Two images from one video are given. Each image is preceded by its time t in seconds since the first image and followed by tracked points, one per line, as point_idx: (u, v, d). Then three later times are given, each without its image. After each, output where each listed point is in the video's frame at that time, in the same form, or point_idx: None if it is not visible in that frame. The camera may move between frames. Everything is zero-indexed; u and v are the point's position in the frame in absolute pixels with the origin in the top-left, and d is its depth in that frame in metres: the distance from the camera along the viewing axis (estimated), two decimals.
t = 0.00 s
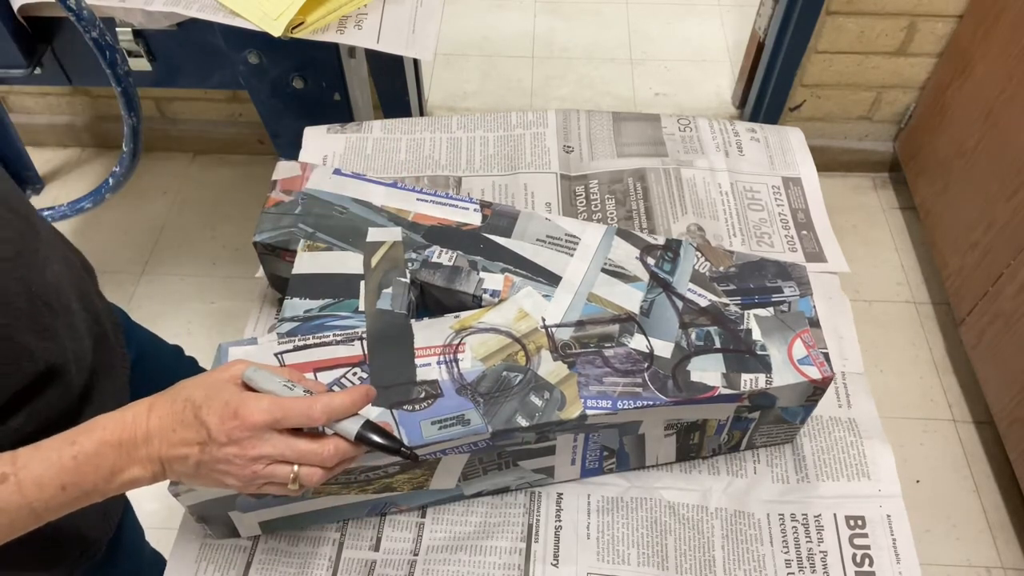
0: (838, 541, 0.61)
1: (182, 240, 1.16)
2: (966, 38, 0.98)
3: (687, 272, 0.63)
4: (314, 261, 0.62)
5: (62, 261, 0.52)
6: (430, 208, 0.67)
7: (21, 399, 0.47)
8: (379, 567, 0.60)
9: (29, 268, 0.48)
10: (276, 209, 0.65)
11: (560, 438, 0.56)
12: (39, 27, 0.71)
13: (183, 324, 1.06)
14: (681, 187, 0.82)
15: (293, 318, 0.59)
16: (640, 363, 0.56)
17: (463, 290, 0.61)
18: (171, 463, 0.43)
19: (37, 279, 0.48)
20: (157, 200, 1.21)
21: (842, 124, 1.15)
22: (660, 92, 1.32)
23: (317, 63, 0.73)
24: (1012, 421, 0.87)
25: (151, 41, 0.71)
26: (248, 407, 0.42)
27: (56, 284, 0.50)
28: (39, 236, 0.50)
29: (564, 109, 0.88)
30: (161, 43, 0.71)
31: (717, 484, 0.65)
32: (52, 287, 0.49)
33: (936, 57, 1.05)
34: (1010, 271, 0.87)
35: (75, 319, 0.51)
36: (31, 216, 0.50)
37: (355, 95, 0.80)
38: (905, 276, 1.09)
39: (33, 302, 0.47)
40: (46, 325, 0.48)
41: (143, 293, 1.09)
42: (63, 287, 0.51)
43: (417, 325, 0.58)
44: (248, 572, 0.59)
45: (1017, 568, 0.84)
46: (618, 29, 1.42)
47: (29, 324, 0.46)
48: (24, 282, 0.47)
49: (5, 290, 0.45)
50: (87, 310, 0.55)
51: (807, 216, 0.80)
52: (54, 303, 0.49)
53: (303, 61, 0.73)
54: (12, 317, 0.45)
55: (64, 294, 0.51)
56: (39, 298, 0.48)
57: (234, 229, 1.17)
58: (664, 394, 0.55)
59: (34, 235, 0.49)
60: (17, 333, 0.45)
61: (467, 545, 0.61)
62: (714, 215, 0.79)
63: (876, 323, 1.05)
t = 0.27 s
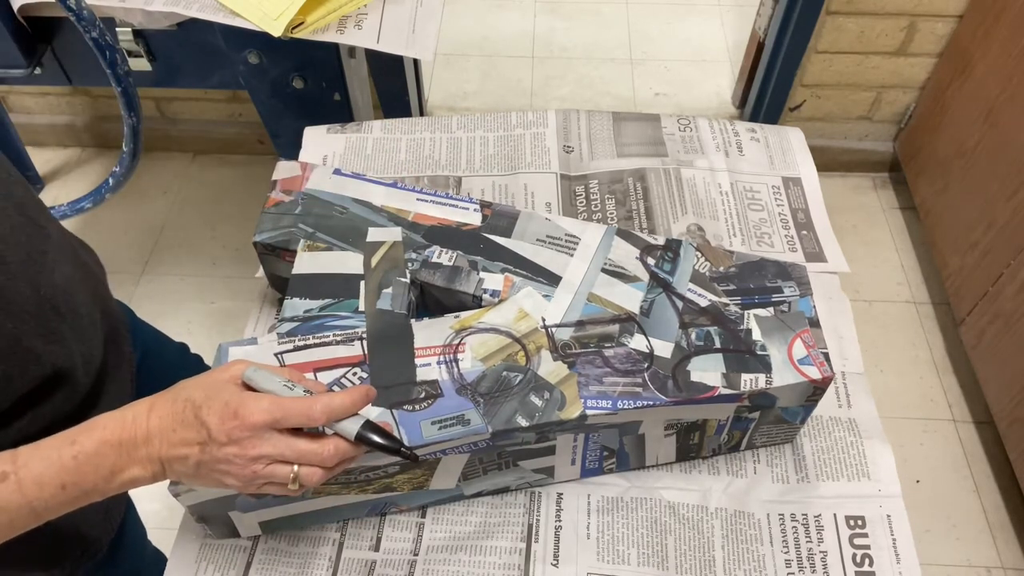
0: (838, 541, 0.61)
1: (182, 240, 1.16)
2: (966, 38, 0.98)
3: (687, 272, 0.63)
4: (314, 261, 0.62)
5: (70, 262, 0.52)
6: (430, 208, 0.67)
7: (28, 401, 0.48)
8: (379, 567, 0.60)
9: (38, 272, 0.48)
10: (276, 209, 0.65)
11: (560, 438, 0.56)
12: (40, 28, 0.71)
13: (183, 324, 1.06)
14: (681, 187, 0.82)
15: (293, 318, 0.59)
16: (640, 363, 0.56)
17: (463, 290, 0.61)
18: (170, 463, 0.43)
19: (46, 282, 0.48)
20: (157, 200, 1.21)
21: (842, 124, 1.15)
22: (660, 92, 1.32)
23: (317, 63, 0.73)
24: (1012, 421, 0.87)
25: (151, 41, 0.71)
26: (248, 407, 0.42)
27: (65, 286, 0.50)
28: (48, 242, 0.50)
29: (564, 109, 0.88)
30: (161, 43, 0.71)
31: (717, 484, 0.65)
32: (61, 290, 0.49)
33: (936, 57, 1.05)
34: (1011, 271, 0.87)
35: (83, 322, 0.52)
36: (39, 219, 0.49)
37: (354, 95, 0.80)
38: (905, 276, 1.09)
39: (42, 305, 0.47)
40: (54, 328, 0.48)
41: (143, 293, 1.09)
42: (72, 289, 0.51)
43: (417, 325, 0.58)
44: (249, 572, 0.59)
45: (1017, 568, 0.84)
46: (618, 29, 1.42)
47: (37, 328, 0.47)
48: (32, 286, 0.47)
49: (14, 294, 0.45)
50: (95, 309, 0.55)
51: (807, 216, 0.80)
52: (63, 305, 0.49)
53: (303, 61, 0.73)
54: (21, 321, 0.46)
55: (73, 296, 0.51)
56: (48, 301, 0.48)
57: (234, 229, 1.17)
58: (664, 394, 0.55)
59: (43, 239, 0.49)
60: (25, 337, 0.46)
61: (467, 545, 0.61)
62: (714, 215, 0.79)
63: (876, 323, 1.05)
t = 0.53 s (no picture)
0: (838, 541, 0.61)
1: (182, 240, 1.16)
2: (966, 38, 0.98)
3: (687, 272, 0.63)
4: (314, 261, 0.62)
5: (73, 262, 0.52)
6: (430, 208, 0.67)
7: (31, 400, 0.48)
8: (379, 567, 0.60)
9: (42, 272, 0.48)
10: (276, 209, 0.65)
11: (560, 438, 0.56)
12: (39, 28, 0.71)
13: (182, 324, 1.06)
14: (681, 187, 0.82)
15: (293, 318, 0.59)
16: (640, 363, 0.56)
17: (463, 290, 0.61)
18: (170, 462, 0.43)
19: (50, 282, 0.48)
20: (157, 200, 1.21)
21: (842, 124, 1.15)
22: (660, 92, 1.32)
23: (317, 63, 0.73)
24: (1012, 421, 0.87)
25: (151, 41, 0.71)
26: (248, 407, 0.42)
27: (69, 285, 0.50)
28: (51, 241, 0.50)
29: (564, 109, 0.88)
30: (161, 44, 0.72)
31: (717, 484, 0.64)
32: (65, 289, 0.49)
33: (936, 58, 1.05)
34: (1011, 271, 0.87)
35: (86, 321, 0.52)
36: (43, 218, 0.49)
37: (354, 95, 0.80)
38: (905, 276, 1.09)
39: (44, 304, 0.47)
40: (55, 328, 0.48)
41: (143, 293, 1.09)
42: (76, 289, 0.51)
43: (417, 324, 0.58)
44: (249, 572, 0.59)
45: (1017, 568, 0.84)
46: (618, 29, 1.42)
47: (38, 328, 0.47)
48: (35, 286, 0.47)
49: (16, 296, 0.45)
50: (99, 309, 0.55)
51: (807, 216, 0.80)
52: (67, 303, 0.49)
53: (303, 60, 0.73)
54: (22, 323, 0.46)
55: (76, 295, 0.51)
56: (50, 301, 0.48)
57: (234, 229, 1.17)
58: (664, 394, 0.54)
59: (47, 239, 0.49)
60: (26, 338, 0.46)
61: (468, 545, 0.61)
62: (714, 215, 0.79)
63: (876, 323, 1.05)
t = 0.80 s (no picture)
0: (838, 541, 0.61)
1: (182, 240, 1.16)
2: (966, 38, 0.98)
3: (687, 272, 0.63)
4: (314, 261, 0.62)
5: (77, 266, 0.52)
6: (430, 208, 0.67)
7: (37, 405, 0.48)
8: (379, 567, 0.60)
9: (47, 277, 0.49)
10: (276, 209, 0.65)
11: (560, 438, 0.56)
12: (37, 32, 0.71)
13: (182, 324, 1.06)
14: (681, 187, 0.82)
15: (293, 318, 0.59)
16: (640, 363, 0.56)
17: (463, 290, 0.61)
18: (170, 461, 0.43)
19: (53, 287, 0.49)
20: (157, 200, 1.21)
21: (842, 124, 1.15)
22: (660, 92, 1.32)
23: (317, 64, 0.73)
24: (1012, 421, 0.87)
25: (151, 41, 0.71)
26: (249, 404, 0.42)
27: (72, 289, 0.51)
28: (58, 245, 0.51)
29: (564, 109, 0.88)
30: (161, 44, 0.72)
31: (717, 484, 0.64)
32: (68, 293, 0.51)
33: (936, 58, 1.05)
34: (1011, 271, 0.87)
35: (90, 325, 0.52)
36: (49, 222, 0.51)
37: (354, 95, 0.80)
38: (905, 276, 1.09)
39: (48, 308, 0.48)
40: (60, 332, 0.49)
41: (143, 293, 1.09)
42: (80, 294, 0.52)
43: (417, 324, 0.58)
44: (249, 572, 0.59)
45: (1017, 568, 0.84)
46: (618, 29, 1.42)
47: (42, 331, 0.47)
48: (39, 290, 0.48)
49: (22, 298, 0.46)
50: (105, 312, 0.55)
51: (807, 216, 0.80)
52: (70, 309, 0.50)
53: (303, 60, 0.73)
54: (26, 326, 0.46)
55: (81, 300, 0.52)
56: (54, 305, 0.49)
57: (234, 229, 1.17)
58: (664, 394, 0.54)
59: (55, 244, 0.51)
60: (31, 340, 0.46)
61: (468, 545, 0.61)
62: (714, 214, 0.79)
63: (876, 323, 1.05)
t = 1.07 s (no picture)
0: (838, 541, 0.61)
1: (182, 240, 1.16)
2: (966, 38, 0.98)
3: (687, 272, 0.63)
4: (313, 261, 0.62)
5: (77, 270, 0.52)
6: (430, 208, 0.67)
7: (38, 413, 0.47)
8: (379, 567, 0.60)
9: (48, 285, 0.49)
10: (276, 209, 0.65)
11: (560, 438, 0.56)
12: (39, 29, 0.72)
13: (182, 324, 1.06)
14: (681, 187, 0.82)
15: (293, 318, 0.59)
16: (640, 363, 0.56)
17: (463, 290, 0.61)
18: (170, 460, 0.43)
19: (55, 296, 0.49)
20: (157, 200, 1.21)
21: (842, 124, 1.15)
22: (660, 92, 1.32)
23: (317, 63, 0.74)
24: (1012, 421, 0.87)
25: (151, 42, 0.72)
26: (249, 403, 0.42)
27: (73, 297, 0.51)
28: (60, 252, 0.51)
29: (564, 109, 0.88)
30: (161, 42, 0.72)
31: (717, 484, 0.64)
32: (69, 302, 0.50)
33: (936, 58, 1.05)
34: (1011, 271, 0.87)
35: (90, 333, 0.52)
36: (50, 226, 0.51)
37: (353, 96, 0.80)
38: (905, 276, 1.09)
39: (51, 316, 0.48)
40: (61, 342, 0.49)
41: (143, 293, 1.09)
42: (80, 303, 0.52)
43: (417, 324, 0.58)
44: (248, 572, 0.59)
45: (1017, 568, 0.84)
46: (618, 29, 1.42)
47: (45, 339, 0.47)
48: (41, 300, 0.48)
49: (25, 307, 0.46)
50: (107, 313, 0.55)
51: (807, 217, 0.80)
52: (71, 319, 0.50)
53: (303, 61, 0.73)
54: (29, 333, 0.46)
55: (81, 308, 0.52)
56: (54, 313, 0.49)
57: (234, 229, 1.17)
58: (664, 394, 0.54)
59: (56, 254, 0.51)
60: (33, 348, 0.46)
61: (468, 545, 0.61)
62: (714, 214, 0.79)
63: (876, 323, 1.05)
